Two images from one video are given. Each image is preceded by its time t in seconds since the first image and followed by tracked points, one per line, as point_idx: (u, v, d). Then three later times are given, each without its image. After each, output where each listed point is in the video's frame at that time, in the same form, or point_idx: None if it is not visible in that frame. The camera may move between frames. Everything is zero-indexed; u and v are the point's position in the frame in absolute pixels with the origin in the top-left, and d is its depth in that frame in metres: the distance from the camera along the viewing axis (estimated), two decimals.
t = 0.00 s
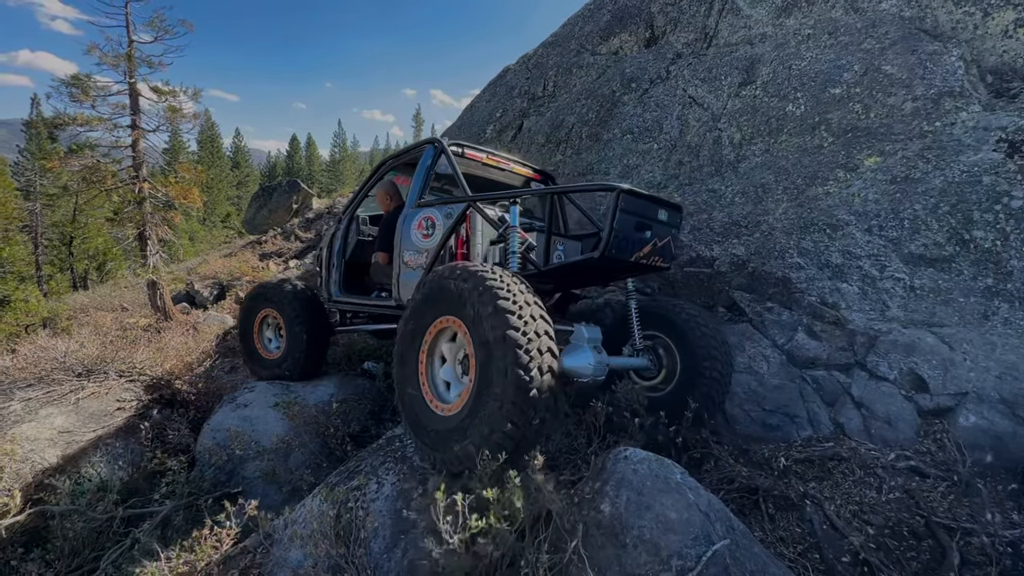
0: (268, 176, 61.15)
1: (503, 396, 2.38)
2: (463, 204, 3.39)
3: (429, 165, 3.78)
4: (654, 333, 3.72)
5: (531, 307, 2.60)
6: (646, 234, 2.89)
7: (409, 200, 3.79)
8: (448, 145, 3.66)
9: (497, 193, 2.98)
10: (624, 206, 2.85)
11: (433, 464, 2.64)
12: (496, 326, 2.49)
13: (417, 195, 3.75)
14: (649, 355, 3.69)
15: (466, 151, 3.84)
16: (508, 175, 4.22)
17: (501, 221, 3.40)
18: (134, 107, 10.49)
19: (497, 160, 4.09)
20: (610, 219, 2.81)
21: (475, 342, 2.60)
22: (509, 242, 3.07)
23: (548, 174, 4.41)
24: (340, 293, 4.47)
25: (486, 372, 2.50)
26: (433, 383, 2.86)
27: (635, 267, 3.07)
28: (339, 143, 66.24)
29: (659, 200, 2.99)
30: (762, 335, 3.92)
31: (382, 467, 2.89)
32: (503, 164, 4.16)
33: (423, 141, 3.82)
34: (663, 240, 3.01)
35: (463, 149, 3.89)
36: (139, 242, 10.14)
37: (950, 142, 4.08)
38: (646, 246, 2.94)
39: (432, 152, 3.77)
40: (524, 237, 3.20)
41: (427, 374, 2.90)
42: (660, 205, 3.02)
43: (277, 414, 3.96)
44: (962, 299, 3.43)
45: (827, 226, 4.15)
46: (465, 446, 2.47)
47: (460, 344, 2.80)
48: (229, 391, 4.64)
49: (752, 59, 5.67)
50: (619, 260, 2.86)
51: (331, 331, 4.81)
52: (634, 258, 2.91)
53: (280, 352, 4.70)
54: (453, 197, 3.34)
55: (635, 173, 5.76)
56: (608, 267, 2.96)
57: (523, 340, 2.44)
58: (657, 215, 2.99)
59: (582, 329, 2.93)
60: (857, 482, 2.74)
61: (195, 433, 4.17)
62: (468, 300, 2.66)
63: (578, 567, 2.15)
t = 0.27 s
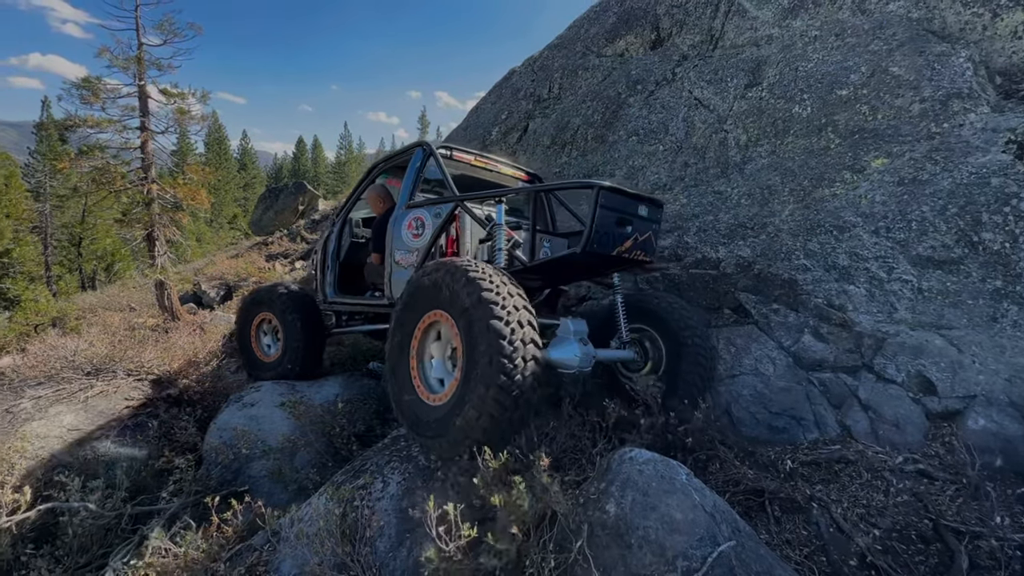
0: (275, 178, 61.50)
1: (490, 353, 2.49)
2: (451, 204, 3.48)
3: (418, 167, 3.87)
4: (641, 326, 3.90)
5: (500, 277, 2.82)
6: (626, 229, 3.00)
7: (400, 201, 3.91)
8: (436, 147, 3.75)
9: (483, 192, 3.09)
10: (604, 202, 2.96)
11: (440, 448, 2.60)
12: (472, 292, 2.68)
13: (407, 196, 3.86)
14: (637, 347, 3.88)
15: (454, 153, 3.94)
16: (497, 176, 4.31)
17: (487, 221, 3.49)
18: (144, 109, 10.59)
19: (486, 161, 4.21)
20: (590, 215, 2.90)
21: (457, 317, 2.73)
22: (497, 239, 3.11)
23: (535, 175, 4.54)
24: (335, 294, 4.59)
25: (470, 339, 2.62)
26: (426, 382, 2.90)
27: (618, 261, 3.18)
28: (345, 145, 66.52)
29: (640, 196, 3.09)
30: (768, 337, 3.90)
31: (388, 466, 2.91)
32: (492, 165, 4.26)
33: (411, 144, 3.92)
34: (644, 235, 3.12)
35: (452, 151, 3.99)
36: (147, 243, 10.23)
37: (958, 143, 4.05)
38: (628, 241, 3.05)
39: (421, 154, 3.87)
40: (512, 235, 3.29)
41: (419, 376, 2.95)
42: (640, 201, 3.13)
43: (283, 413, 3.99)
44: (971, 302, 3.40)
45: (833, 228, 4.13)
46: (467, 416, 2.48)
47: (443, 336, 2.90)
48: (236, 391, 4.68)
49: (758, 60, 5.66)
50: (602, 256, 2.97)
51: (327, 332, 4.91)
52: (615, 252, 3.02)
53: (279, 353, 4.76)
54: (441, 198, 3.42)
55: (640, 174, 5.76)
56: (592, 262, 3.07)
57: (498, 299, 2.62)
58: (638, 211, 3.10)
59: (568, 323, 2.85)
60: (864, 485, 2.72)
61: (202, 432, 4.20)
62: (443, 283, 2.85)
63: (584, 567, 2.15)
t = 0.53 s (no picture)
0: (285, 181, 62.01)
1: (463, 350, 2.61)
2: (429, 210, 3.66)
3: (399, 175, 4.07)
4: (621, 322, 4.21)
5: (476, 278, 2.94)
6: (597, 229, 3.05)
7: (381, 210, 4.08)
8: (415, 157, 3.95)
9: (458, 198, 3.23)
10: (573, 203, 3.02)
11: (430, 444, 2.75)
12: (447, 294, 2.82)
13: (388, 204, 4.05)
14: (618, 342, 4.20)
15: (433, 160, 4.14)
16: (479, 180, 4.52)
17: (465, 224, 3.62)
18: (157, 113, 10.74)
19: (465, 167, 4.43)
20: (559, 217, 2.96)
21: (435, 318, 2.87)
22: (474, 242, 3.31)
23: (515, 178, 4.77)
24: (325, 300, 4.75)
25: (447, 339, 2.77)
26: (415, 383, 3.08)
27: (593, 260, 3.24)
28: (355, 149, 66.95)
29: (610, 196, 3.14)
30: (777, 342, 3.89)
31: (395, 469, 2.91)
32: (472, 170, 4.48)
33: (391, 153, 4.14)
34: (616, 233, 3.18)
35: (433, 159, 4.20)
36: (159, 245, 10.35)
37: (972, 146, 4.00)
38: (600, 241, 3.11)
39: (401, 163, 4.07)
40: (488, 238, 3.51)
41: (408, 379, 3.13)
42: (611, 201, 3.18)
43: (291, 415, 4.01)
44: (986, 307, 3.35)
45: (844, 232, 4.10)
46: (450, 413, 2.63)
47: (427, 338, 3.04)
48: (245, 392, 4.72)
49: (768, 63, 5.63)
50: (573, 256, 3.04)
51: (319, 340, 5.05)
52: (587, 251, 3.07)
53: (274, 364, 4.81)
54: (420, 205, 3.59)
55: (648, 178, 5.75)
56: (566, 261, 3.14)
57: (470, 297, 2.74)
58: (608, 210, 3.15)
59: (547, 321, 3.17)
60: (875, 493, 2.69)
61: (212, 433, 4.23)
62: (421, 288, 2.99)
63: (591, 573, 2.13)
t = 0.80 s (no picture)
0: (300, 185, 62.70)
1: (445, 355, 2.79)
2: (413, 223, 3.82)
3: (383, 187, 4.32)
4: (605, 322, 4.35)
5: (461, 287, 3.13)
6: (572, 233, 3.26)
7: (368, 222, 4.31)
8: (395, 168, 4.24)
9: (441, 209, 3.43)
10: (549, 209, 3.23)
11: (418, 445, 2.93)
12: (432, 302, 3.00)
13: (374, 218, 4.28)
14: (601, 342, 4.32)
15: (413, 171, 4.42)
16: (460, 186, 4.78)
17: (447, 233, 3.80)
18: (175, 119, 10.93)
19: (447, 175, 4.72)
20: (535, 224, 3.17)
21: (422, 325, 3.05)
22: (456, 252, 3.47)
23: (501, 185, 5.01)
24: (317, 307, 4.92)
25: (428, 338, 2.98)
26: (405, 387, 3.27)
27: (572, 262, 3.47)
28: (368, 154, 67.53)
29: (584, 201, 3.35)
30: (791, 350, 3.85)
31: (404, 473, 2.91)
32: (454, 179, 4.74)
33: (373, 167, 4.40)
34: (591, 236, 3.39)
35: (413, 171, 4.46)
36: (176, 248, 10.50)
37: (993, 151, 3.91)
38: (575, 244, 3.32)
39: (384, 177, 4.31)
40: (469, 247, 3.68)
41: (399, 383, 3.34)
42: (584, 205, 3.40)
43: (303, 417, 4.03)
44: (1008, 316, 3.27)
45: (861, 237, 4.03)
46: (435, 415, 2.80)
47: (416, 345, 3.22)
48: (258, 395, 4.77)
49: (781, 67, 5.58)
50: (550, 259, 3.26)
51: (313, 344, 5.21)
52: (564, 255, 3.29)
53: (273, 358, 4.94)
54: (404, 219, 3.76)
55: (660, 183, 5.72)
56: (545, 265, 3.36)
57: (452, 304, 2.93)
58: (582, 215, 3.37)
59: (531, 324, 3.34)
60: (893, 505, 2.63)
61: (225, 434, 4.27)
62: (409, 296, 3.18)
63: None
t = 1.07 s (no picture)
0: (317, 191, 63.51)
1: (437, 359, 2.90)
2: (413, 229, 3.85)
3: (387, 192, 4.34)
4: (600, 323, 4.43)
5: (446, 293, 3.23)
6: (567, 241, 3.32)
7: (371, 227, 4.37)
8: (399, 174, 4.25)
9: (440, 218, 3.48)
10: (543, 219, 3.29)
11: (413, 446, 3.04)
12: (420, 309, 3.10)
13: (377, 223, 4.33)
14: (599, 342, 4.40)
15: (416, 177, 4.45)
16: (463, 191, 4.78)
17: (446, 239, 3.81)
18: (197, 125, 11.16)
19: (450, 180, 4.70)
20: (530, 234, 3.23)
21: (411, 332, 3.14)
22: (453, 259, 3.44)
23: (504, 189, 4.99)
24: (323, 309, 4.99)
25: (417, 338, 3.07)
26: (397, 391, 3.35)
27: (566, 269, 3.54)
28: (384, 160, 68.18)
29: (578, 209, 3.40)
30: (811, 359, 3.78)
31: (417, 477, 2.89)
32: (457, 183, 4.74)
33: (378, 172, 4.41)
34: (585, 243, 3.45)
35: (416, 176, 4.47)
36: (196, 251, 10.68)
37: None
38: (569, 252, 3.38)
39: (388, 182, 4.33)
40: (467, 254, 3.72)
41: (391, 387, 3.41)
42: (579, 213, 3.44)
43: (318, 420, 4.06)
44: None
45: (882, 244, 3.95)
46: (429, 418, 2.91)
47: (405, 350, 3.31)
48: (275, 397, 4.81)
49: (800, 72, 5.51)
50: (545, 268, 3.33)
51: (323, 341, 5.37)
52: (558, 263, 3.36)
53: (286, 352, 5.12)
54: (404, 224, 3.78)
55: (676, 189, 5.67)
56: (540, 273, 3.43)
57: (441, 311, 3.02)
58: (577, 223, 3.42)
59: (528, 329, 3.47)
60: (917, 519, 2.55)
61: (241, 435, 4.31)
62: (397, 305, 3.27)
63: None
